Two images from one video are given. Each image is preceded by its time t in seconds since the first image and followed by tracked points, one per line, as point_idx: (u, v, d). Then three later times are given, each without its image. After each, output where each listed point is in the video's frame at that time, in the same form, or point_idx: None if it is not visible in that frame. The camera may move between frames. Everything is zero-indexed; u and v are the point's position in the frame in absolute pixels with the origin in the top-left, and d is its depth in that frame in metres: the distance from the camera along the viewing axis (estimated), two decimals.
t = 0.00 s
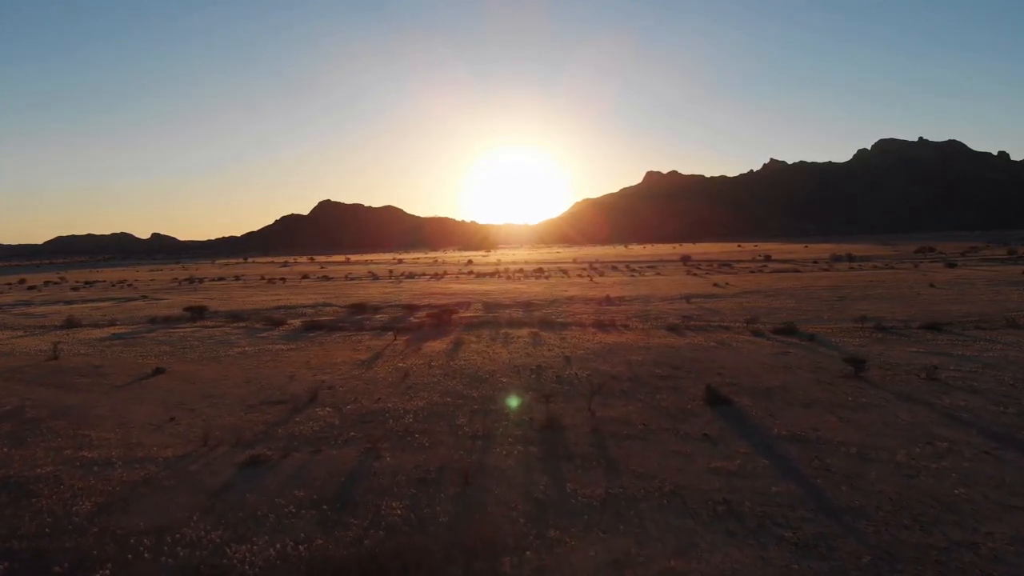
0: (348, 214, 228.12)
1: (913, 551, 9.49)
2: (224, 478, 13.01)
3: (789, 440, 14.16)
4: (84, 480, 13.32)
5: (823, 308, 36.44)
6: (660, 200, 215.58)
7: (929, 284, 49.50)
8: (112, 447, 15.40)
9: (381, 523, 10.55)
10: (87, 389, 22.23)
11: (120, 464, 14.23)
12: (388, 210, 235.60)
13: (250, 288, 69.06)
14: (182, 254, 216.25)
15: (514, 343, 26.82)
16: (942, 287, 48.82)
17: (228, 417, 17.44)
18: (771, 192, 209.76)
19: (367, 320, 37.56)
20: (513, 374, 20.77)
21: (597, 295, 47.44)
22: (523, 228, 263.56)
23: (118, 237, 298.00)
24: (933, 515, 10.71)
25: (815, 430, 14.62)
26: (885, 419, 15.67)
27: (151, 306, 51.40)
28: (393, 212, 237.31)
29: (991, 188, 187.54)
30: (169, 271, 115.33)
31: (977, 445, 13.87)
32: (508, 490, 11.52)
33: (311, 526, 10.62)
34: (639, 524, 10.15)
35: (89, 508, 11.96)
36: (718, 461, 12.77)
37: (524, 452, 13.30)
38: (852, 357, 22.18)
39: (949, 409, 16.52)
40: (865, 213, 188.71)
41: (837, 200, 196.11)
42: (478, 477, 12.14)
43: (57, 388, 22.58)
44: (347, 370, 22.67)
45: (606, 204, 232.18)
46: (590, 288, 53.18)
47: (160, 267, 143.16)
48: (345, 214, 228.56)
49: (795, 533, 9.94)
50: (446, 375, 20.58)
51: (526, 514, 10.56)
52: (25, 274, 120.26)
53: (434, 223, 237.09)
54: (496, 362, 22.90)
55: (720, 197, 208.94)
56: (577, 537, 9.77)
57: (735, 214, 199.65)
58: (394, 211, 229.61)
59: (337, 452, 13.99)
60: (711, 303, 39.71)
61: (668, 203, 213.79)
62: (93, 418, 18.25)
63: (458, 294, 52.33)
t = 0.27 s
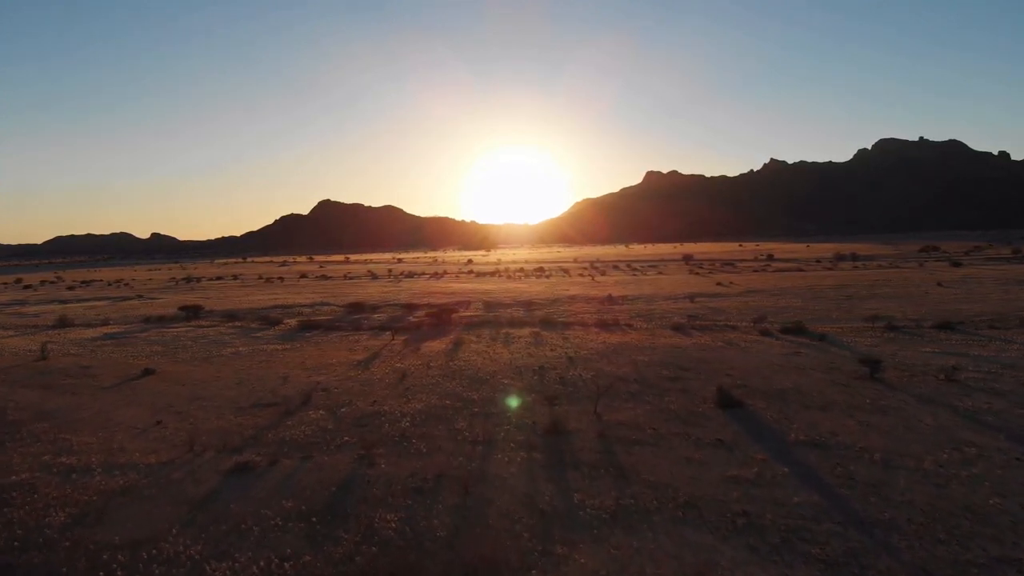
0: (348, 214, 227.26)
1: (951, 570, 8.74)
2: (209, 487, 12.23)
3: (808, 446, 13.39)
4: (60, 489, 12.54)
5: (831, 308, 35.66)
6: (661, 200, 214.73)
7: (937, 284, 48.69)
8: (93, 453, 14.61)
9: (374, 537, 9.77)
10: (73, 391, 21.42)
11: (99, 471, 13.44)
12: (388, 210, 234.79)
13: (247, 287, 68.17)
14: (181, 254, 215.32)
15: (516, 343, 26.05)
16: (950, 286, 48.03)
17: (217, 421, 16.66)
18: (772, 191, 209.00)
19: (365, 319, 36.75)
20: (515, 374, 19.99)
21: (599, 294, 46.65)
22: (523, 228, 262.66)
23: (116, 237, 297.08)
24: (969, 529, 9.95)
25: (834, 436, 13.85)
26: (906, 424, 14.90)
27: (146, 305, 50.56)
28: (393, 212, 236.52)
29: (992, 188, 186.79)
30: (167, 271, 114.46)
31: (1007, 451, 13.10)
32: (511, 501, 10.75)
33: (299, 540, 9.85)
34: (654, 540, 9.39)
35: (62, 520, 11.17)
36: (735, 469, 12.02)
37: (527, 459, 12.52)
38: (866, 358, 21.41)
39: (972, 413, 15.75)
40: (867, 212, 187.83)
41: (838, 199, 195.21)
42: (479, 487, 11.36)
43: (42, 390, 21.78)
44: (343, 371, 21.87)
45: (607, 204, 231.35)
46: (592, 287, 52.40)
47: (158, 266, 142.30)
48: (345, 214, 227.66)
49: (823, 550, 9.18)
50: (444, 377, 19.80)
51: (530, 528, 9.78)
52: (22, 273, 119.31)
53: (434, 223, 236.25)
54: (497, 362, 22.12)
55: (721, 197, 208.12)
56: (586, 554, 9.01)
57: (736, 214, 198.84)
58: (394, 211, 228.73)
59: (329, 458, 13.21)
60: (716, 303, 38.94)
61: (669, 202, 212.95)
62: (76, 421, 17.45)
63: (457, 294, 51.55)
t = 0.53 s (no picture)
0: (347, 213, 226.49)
1: None
2: (191, 497, 11.46)
3: (828, 453, 12.63)
4: (32, 499, 11.76)
5: (839, 307, 34.89)
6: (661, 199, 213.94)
7: (944, 283, 47.93)
8: (71, 459, 13.84)
9: (366, 555, 9.01)
10: (58, 393, 20.64)
11: (76, 479, 12.66)
12: (387, 209, 233.98)
13: (244, 287, 67.35)
14: (180, 254, 214.32)
15: (517, 343, 25.29)
16: (959, 285, 47.25)
17: (204, 425, 15.89)
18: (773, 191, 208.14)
19: (362, 319, 35.99)
20: (517, 376, 19.24)
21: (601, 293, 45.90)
22: (523, 227, 261.83)
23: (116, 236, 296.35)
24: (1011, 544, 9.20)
25: (856, 443, 13.10)
26: (930, 429, 14.17)
27: (141, 305, 49.78)
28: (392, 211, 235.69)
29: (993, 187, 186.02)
30: (165, 271, 113.70)
31: None
32: (515, 514, 9.99)
33: (285, 557, 9.09)
34: (670, 558, 8.64)
35: (32, 533, 10.42)
36: (752, 479, 11.27)
37: (531, 466, 11.78)
38: (880, 359, 20.67)
39: (998, 416, 15.00)
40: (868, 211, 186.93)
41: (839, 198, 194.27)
42: (480, 498, 10.60)
43: (26, 391, 21.02)
44: (338, 372, 21.12)
45: (607, 203, 230.51)
46: (594, 286, 51.66)
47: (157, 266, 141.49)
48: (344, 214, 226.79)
49: (856, 569, 8.43)
50: (443, 378, 19.03)
51: (536, 544, 9.02)
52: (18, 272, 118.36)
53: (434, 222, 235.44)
54: (498, 363, 21.38)
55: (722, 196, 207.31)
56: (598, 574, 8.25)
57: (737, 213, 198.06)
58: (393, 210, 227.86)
59: (320, 466, 12.44)
60: (720, 302, 38.20)
61: (670, 202, 212.14)
62: (57, 425, 16.67)
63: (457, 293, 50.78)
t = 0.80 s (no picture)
0: (347, 213, 225.72)
1: None
2: (173, 508, 10.77)
3: (849, 461, 11.96)
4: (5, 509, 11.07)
5: (846, 306, 34.21)
6: (661, 199, 213.22)
7: (950, 282, 47.27)
8: (50, 466, 13.14)
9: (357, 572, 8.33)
10: (43, 395, 19.94)
11: (53, 488, 11.97)
12: (387, 209, 233.21)
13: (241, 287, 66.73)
14: (179, 254, 213.47)
15: (519, 343, 24.62)
16: (966, 284, 46.54)
17: (192, 429, 15.20)
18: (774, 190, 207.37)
19: (360, 318, 35.30)
20: (518, 377, 18.55)
21: (602, 292, 45.25)
22: (522, 227, 261.19)
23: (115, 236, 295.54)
24: None
25: (876, 450, 12.43)
26: (953, 433, 13.49)
27: (136, 305, 49.05)
28: (392, 211, 234.92)
29: (994, 187, 185.28)
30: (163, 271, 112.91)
31: None
32: (518, 526, 9.32)
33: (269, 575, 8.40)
34: None
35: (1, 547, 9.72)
36: (771, 489, 10.61)
37: (535, 475, 11.10)
38: (894, 359, 19.98)
39: None
40: (868, 210, 186.36)
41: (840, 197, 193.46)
42: (480, 509, 9.93)
43: (10, 393, 20.31)
44: (334, 373, 20.42)
45: (608, 203, 229.70)
46: (595, 286, 50.95)
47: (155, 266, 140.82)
48: (344, 213, 226.03)
49: None
50: (441, 381, 18.36)
51: (542, 561, 8.35)
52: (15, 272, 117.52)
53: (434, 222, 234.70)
54: (499, 364, 20.70)
55: (723, 195, 206.61)
56: None
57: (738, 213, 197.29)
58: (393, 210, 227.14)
59: (311, 473, 11.76)
60: (725, 301, 37.50)
61: (670, 201, 211.38)
62: (39, 429, 15.98)
63: (455, 292, 50.14)
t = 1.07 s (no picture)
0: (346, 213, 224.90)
1: None
2: (148, 521, 9.99)
3: (877, 470, 11.16)
4: None
5: (855, 305, 33.44)
6: (662, 198, 212.37)
7: (958, 281, 46.47)
8: (23, 475, 12.35)
9: None
10: (25, 398, 19.13)
11: (23, 498, 11.17)
12: (387, 209, 232.39)
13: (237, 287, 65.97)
14: (178, 253, 212.64)
15: (522, 343, 23.84)
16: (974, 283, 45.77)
17: (176, 434, 14.39)
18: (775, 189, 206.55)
19: (357, 318, 34.51)
20: (520, 379, 17.76)
21: (606, 292, 44.42)
22: (523, 227, 260.22)
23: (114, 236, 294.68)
24: None
25: (903, 458, 11.64)
26: (984, 439, 12.71)
27: (130, 304, 48.23)
28: (392, 211, 234.10)
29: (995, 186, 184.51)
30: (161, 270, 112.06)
31: None
32: (522, 544, 8.52)
33: None
34: None
35: None
36: (794, 501, 9.82)
37: (540, 485, 10.31)
38: (911, 360, 19.20)
39: None
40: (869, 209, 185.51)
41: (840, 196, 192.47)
42: (481, 524, 9.13)
43: None
44: (328, 374, 19.63)
45: (608, 203, 228.87)
46: (597, 285, 50.12)
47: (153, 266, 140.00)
48: (343, 213, 225.20)
49: None
50: (442, 381, 17.59)
51: None
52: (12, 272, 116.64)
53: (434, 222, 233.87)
54: (500, 365, 19.91)
55: (723, 195, 205.80)
56: None
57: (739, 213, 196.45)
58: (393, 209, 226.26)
59: (299, 484, 10.97)
60: (730, 300, 36.68)
61: (671, 201, 210.57)
62: (16, 434, 15.17)
63: (455, 291, 49.35)
